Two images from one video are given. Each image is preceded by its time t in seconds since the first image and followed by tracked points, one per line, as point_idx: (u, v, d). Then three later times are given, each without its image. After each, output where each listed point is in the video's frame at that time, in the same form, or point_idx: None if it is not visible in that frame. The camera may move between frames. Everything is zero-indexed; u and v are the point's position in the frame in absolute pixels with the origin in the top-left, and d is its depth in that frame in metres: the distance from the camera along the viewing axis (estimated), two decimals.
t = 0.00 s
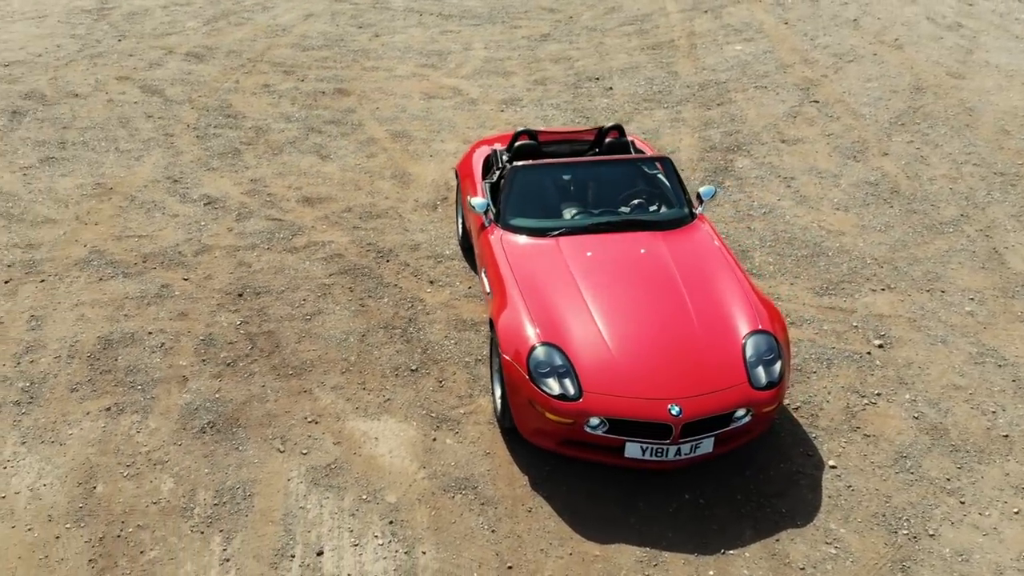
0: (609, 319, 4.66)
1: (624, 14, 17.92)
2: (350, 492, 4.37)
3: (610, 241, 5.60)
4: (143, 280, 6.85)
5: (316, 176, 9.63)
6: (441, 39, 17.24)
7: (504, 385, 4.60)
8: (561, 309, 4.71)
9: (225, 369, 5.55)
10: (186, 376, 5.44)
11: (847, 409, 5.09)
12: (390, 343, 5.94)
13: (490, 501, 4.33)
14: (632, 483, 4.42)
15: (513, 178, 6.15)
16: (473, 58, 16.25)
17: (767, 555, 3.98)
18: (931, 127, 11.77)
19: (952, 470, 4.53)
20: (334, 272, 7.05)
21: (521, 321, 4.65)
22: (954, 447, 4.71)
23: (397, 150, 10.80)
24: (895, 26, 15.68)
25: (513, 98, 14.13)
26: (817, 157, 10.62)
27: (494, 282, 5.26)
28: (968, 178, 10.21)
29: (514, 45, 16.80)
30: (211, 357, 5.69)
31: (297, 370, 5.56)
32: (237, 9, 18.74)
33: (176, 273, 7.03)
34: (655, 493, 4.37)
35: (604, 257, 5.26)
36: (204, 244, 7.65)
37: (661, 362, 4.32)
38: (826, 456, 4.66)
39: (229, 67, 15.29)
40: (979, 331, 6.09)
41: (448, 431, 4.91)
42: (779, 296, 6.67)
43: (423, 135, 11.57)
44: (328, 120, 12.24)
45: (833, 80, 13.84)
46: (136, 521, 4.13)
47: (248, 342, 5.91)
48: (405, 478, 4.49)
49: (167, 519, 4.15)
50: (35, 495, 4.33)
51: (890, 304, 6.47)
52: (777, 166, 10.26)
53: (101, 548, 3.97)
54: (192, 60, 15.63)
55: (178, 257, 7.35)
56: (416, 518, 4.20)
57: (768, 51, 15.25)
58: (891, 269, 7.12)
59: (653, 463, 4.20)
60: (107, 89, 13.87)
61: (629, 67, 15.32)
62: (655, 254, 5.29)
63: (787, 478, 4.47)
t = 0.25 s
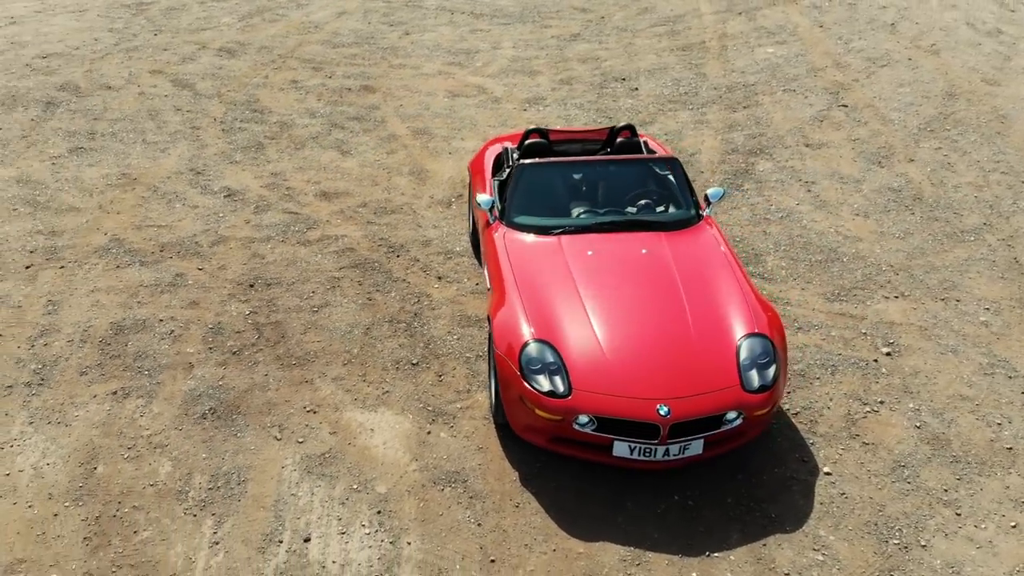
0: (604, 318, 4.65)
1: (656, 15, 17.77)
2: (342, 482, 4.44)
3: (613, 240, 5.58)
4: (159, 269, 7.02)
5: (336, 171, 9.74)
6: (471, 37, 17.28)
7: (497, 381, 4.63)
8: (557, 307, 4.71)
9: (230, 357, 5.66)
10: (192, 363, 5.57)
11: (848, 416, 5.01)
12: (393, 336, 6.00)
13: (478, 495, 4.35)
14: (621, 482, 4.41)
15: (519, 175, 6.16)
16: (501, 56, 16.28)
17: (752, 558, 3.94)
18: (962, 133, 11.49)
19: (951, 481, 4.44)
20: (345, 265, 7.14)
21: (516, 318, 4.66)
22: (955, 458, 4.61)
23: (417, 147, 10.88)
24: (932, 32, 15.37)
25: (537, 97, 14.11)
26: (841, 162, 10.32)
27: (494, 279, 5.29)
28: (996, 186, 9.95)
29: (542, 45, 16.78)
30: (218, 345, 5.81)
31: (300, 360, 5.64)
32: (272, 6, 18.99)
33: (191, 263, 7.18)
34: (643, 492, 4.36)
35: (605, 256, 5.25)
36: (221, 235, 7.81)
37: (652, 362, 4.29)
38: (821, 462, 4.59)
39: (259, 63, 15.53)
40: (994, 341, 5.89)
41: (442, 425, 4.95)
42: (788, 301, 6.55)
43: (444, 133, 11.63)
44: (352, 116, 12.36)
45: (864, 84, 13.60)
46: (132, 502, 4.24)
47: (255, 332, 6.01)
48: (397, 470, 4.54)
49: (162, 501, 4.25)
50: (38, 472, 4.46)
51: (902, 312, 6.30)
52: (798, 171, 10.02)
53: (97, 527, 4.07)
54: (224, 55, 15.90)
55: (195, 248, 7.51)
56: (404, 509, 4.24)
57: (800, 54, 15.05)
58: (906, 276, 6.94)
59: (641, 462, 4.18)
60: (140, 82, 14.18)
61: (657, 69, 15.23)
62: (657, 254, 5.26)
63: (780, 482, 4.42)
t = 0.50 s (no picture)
0: (600, 317, 4.64)
1: (684, 16, 17.62)
2: (335, 473, 4.49)
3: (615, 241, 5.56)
4: (173, 261, 7.17)
5: (352, 168, 9.83)
6: (496, 36, 17.30)
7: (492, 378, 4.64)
8: (553, 305, 4.71)
9: (235, 349, 5.75)
10: (198, 354, 5.67)
11: (848, 423, 4.94)
12: (397, 332, 6.04)
13: (469, 491, 4.37)
14: (612, 482, 4.39)
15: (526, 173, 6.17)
16: (525, 56, 16.29)
17: (738, 562, 3.91)
18: (989, 140, 11.24)
19: (949, 491, 4.36)
20: (354, 261, 7.21)
21: (511, 315, 4.67)
22: (955, 469, 4.52)
23: (434, 145, 10.92)
24: (965, 37, 15.07)
25: (558, 97, 14.04)
26: (862, 168, 10.07)
27: (494, 276, 5.30)
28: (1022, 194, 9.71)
29: (567, 45, 16.74)
30: (224, 336, 5.91)
31: (302, 353, 5.71)
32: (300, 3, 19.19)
33: (204, 255, 7.32)
34: (634, 493, 4.34)
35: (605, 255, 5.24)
36: (235, 229, 7.93)
37: (645, 363, 4.27)
38: (817, 468, 4.53)
39: (285, 60, 15.72)
40: (1006, 351, 5.73)
41: (438, 421, 4.98)
42: (796, 306, 6.44)
43: (462, 131, 11.66)
44: (372, 114, 12.46)
45: (891, 89, 13.37)
46: (129, 487, 4.33)
47: (262, 324, 6.10)
48: (390, 463, 4.58)
49: (158, 487, 4.34)
50: (42, 455, 4.58)
51: (913, 320, 6.18)
52: (817, 176, 9.74)
53: (93, 510, 4.16)
54: (251, 51, 16.12)
55: (210, 241, 7.65)
56: (394, 502, 4.28)
57: (828, 57, 14.84)
58: (920, 283, 6.79)
59: (631, 462, 4.17)
60: (167, 77, 14.44)
61: (681, 70, 15.12)
62: (658, 254, 5.23)
63: (773, 486, 4.38)
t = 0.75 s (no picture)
0: (596, 317, 4.63)
1: (713, 18, 17.46)
2: (329, 465, 4.54)
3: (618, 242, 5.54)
4: (186, 254, 7.31)
5: (368, 165, 9.91)
6: (521, 36, 17.31)
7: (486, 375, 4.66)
8: (550, 304, 4.71)
9: (240, 341, 5.85)
10: (204, 345, 5.78)
11: (848, 430, 4.86)
12: (400, 328, 6.09)
13: (460, 486, 4.40)
14: (602, 482, 4.38)
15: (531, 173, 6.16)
16: (549, 56, 16.28)
17: (724, 567, 3.89)
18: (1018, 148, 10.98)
19: (945, 502, 4.29)
20: (363, 257, 7.27)
21: (507, 314, 4.69)
22: (954, 480, 4.44)
23: (451, 144, 10.96)
24: (998, 44, 14.75)
25: (579, 98, 13.90)
26: (882, 174, 9.80)
27: (494, 275, 5.32)
28: None
29: (592, 45, 16.69)
30: (230, 329, 6.01)
31: (306, 346, 5.78)
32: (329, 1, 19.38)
33: (217, 249, 7.45)
34: (625, 493, 4.32)
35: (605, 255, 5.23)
36: (249, 224, 8.06)
37: (638, 364, 4.26)
38: (812, 475, 4.47)
39: (310, 58, 15.89)
40: (1018, 362, 5.59)
41: (435, 417, 5.01)
42: (804, 311, 6.34)
43: (481, 131, 11.69)
44: (393, 112, 12.55)
45: (919, 94, 13.13)
46: (127, 473, 4.42)
47: (268, 317, 6.19)
48: (383, 457, 4.62)
49: (156, 474, 4.43)
50: (46, 439, 4.70)
51: (923, 328, 6.05)
52: (835, 181, 9.37)
53: (91, 495, 4.26)
54: (277, 49, 16.33)
55: (224, 235, 7.78)
56: (385, 495, 4.32)
57: (856, 62, 14.62)
58: (932, 292, 6.63)
59: (621, 463, 4.16)
60: (194, 73, 14.69)
61: (706, 72, 14.99)
62: (658, 256, 5.21)
63: (765, 492, 4.33)
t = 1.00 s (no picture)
0: (588, 316, 4.63)
1: (746, 20, 17.28)
2: (320, 455, 4.62)
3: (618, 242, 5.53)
4: (201, 245, 7.49)
5: (386, 162, 10.01)
6: (550, 36, 17.30)
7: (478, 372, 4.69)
8: (542, 302, 4.73)
9: (245, 331, 5.96)
10: (210, 334, 5.91)
11: (843, 438, 4.80)
12: (402, 322, 6.15)
13: (447, 480, 4.44)
14: (589, 481, 4.38)
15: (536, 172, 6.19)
16: (576, 57, 16.25)
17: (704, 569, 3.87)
18: None
19: (937, 514, 4.22)
20: (372, 252, 7.36)
21: (499, 310, 4.72)
22: (947, 492, 4.36)
23: (470, 143, 11.01)
24: None
25: (601, 99, 13.66)
26: (904, 180, 9.51)
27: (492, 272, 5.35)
28: None
29: (619, 46, 16.62)
30: (237, 319, 6.13)
31: (308, 338, 5.88)
32: None
33: (231, 241, 7.60)
34: (610, 493, 4.32)
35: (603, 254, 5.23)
36: (264, 217, 8.20)
37: (625, 364, 4.26)
38: (802, 481, 4.42)
39: (338, 55, 16.08)
40: None
41: (428, 410, 5.05)
42: (810, 317, 6.24)
43: (501, 130, 11.72)
44: (415, 110, 12.64)
45: (952, 101, 12.84)
46: (125, 456, 4.55)
47: (275, 309, 6.31)
48: (374, 449, 4.68)
49: (152, 457, 4.55)
50: (51, 420, 4.86)
51: (932, 337, 5.92)
52: (855, 187, 9.04)
53: (89, 475, 4.38)
54: (307, 46, 16.55)
55: (239, 227, 7.93)
56: (372, 486, 4.38)
57: (889, 66, 14.34)
58: (945, 300, 6.47)
59: (605, 462, 4.16)
60: (224, 69, 14.96)
61: (733, 75, 14.80)
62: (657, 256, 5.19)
63: (753, 496, 4.30)
